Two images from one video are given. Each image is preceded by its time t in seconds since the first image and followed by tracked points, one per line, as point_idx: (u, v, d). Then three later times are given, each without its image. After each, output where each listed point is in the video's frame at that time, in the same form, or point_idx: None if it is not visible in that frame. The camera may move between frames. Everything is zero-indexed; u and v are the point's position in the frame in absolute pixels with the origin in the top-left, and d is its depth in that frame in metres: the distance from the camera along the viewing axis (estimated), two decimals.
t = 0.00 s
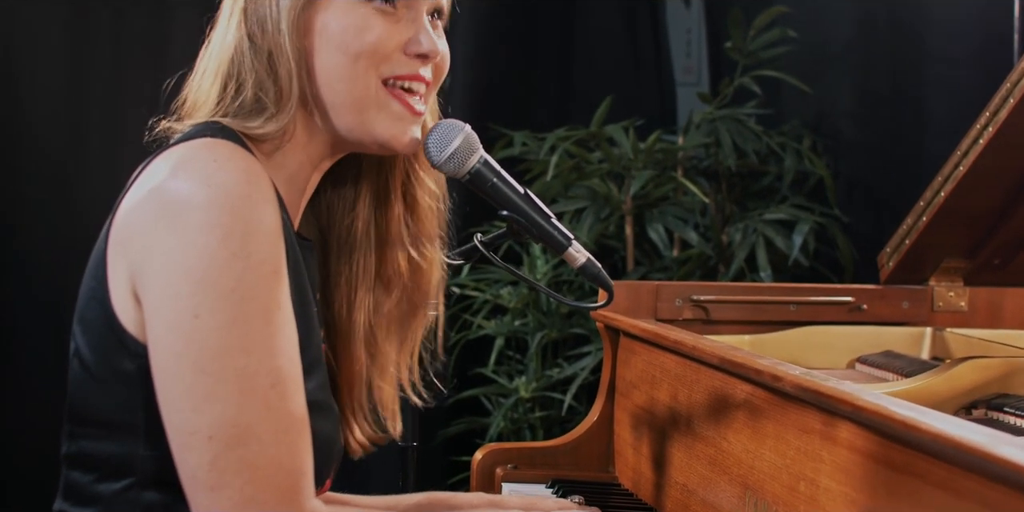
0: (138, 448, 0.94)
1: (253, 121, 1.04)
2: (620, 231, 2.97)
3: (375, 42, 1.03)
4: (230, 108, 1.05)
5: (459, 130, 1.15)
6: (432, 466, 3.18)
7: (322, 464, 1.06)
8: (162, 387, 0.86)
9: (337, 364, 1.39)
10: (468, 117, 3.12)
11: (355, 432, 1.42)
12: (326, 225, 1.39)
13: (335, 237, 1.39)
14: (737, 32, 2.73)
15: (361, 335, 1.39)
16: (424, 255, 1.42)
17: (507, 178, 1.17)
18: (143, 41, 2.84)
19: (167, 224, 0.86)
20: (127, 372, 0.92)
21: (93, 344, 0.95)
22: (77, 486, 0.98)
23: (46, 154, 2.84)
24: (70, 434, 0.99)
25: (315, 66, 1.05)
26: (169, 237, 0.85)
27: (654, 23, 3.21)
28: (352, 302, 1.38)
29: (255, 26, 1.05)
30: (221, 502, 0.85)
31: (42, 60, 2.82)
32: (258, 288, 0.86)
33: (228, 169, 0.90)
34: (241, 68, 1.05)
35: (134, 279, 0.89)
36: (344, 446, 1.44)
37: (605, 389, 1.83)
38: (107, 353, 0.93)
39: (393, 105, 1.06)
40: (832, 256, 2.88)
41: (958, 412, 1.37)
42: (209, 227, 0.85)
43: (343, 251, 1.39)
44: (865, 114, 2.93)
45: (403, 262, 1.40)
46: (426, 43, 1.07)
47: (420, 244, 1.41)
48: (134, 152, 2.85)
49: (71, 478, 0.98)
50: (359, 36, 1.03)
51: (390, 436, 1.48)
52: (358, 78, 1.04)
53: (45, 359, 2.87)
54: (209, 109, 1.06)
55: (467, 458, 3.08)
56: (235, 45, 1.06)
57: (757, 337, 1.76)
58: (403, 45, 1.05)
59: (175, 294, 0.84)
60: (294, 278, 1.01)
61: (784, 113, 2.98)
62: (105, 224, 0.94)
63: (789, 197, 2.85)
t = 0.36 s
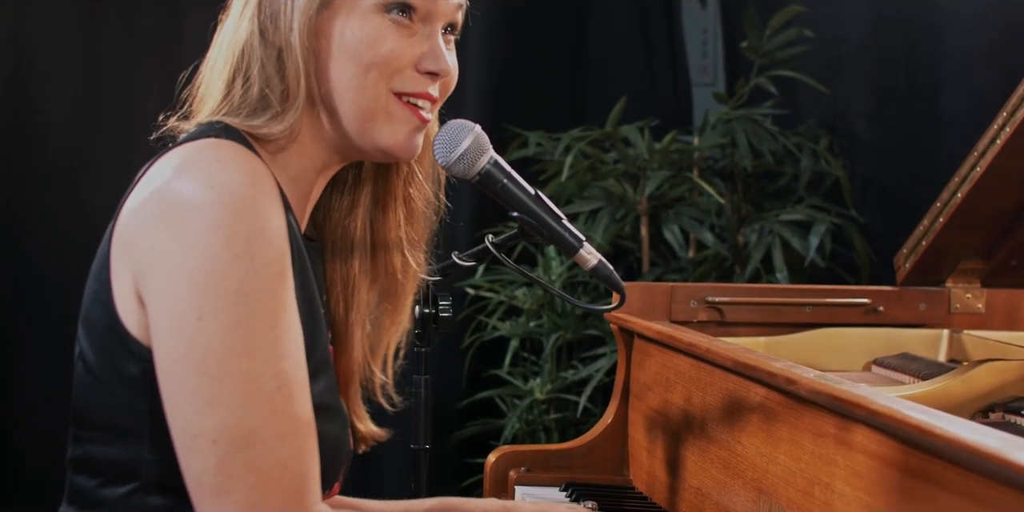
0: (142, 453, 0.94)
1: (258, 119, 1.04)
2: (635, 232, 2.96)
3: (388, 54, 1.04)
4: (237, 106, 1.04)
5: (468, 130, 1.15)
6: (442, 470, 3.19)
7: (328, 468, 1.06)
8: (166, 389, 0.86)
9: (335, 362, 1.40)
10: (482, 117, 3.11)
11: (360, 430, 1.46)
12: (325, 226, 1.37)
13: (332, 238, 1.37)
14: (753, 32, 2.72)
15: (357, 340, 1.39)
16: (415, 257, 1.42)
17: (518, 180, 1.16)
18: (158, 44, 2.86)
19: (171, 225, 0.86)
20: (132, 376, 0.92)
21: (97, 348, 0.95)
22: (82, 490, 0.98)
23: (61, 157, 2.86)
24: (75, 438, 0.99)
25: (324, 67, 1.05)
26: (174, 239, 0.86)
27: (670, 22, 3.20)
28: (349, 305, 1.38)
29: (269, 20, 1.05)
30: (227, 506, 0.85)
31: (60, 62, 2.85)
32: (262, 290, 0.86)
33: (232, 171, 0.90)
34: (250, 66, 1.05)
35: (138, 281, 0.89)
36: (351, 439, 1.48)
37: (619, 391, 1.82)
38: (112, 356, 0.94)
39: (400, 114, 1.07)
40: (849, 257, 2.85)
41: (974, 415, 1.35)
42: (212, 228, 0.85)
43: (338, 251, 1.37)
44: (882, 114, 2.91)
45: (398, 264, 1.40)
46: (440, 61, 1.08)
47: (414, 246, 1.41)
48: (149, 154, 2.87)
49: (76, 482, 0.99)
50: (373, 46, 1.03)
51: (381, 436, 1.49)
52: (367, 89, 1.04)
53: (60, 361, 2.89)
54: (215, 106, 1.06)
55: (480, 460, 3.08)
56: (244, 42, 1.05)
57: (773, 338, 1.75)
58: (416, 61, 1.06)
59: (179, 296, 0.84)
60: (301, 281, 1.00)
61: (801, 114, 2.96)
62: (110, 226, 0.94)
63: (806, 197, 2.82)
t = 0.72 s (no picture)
0: (163, 460, 0.95)
1: (281, 126, 1.04)
2: (656, 236, 2.95)
3: (411, 63, 1.05)
4: (259, 112, 1.05)
5: (489, 138, 1.15)
6: (460, 476, 3.18)
7: (350, 475, 1.06)
8: (184, 396, 0.86)
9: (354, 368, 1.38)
10: (503, 121, 3.11)
11: (379, 438, 1.41)
12: (344, 235, 1.38)
13: (355, 247, 1.38)
14: (775, 36, 2.71)
15: (376, 348, 1.37)
16: (441, 267, 1.44)
17: (538, 186, 1.16)
18: (182, 51, 2.89)
19: (191, 231, 0.87)
20: (152, 384, 0.93)
21: (117, 355, 0.96)
22: (103, 498, 0.99)
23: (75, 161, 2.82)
24: (95, 446, 1.00)
25: (346, 77, 1.06)
26: (193, 245, 0.86)
27: (690, 25, 3.19)
28: (370, 314, 1.37)
29: (293, 26, 1.05)
30: None
31: (82, 64, 2.82)
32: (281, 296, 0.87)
33: (251, 178, 0.91)
34: (275, 76, 1.06)
35: (157, 288, 0.90)
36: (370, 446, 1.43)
37: (641, 397, 1.82)
38: (132, 363, 0.94)
39: (415, 126, 1.07)
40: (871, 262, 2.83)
41: (996, 423, 1.36)
42: (232, 234, 0.86)
43: (359, 259, 1.38)
44: (905, 117, 2.87)
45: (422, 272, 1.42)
46: (462, 75, 1.09)
47: (438, 257, 1.43)
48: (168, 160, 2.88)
49: (97, 489, 0.99)
50: (399, 55, 1.04)
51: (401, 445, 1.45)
52: (387, 98, 1.05)
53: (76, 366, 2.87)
54: (237, 111, 1.07)
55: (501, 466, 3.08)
56: (269, 51, 1.06)
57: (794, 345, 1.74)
58: (438, 73, 1.07)
59: (198, 302, 0.85)
60: (321, 288, 1.01)
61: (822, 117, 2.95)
62: (129, 231, 0.95)
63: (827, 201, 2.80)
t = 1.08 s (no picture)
0: (161, 459, 0.96)
1: (276, 114, 1.05)
2: (667, 236, 2.95)
3: (411, 51, 1.04)
4: (256, 99, 1.07)
5: (492, 136, 1.15)
6: (469, 474, 3.20)
7: (352, 470, 1.08)
8: (181, 395, 0.88)
9: (362, 375, 1.39)
10: (514, 120, 3.11)
11: (390, 441, 1.44)
12: (344, 235, 1.39)
13: (357, 246, 1.39)
14: (784, 35, 2.71)
15: (380, 350, 1.38)
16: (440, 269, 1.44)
17: (541, 184, 1.17)
18: (195, 54, 2.92)
19: (185, 231, 0.88)
20: (147, 383, 0.95)
21: (114, 354, 0.98)
22: (106, 496, 1.01)
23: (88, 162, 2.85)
24: (98, 446, 1.02)
25: (343, 62, 1.05)
26: (188, 244, 0.88)
27: (701, 25, 3.19)
28: (373, 314, 1.38)
29: (294, 11, 1.05)
30: None
31: (95, 66, 2.84)
32: (276, 295, 0.88)
33: (245, 178, 0.93)
34: (272, 61, 1.06)
35: (152, 288, 0.92)
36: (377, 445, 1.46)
37: (648, 395, 1.82)
38: (129, 362, 0.96)
39: (411, 113, 1.07)
40: (881, 262, 2.81)
41: (1002, 421, 1.37)
42: (226, 233, 0.87)
43: (360, 260, 1.40)
44: (917, 117, 2.86)
45: (423, 274, 1.43)
46: (460, 67, 1.10)
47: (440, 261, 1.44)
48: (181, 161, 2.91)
49: (100, 488, 1.02)
50: (398, 41, 1.04)
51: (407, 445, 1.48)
52: (385, 84, 1.04)
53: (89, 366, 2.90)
54: (236, 100, 1.09)
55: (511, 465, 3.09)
56: (269, 38, 1.06)
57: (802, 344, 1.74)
58: (438, 63, 1.07)
59: (193, 302, 0.86)
60: (320, 286, 1.03)
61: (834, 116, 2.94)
62: (126, 233, 0.97)
63: (838, 201, 2.79)
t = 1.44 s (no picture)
0: (170, 460, 1.01)
1: (296, 124, 1.08)
2: (683, 239, 2.96)
3: (443, 85, 1.11)
4: (278, 110, 1.09)
5: (502, 141, 1.17)
6: (481, 476, 3.22)
7: (365, 469, 1.10)
8: (186, 395, 0.93)
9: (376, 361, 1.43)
10: (531, 123, 3.12)
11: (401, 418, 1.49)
12: (350, 226, 1.42)
13: (363, 239, 1.42)
14: (800, 39, 2.71)
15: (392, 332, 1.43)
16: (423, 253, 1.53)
17: (551, 188, 1.19)
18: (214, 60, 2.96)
19: (193, 236, 0.94)
20: (154, 384, 0.99)
21: (123, 356, 1.02)
22: (116, 497, 1.04)
23: (105, 163, 2.84)
24: (108, 448, 1.05)
25: (375, 89, 1.10)
26: (195, 249, 0.93)
27: (717, 28, 3.19)
28: (381, 302, 1.43)
29: (327, 29, 1.08)
30: None
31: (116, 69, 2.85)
32: (279, 299, 0.93)
33: (251, 183, 0.97)
34: (290, 71, 1.09)
35: (160, 289, 0.97)
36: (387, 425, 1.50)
37: (661, 398, 1.84)
38: (137, 366, 1.00)
39: (434, 137, 1.13)
40: (896, 265, 2.81)
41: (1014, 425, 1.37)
42: (233, 238, 0.92)
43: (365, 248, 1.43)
44: (933, 120, 2.85)
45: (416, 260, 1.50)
46: (481, 96, 1.17)
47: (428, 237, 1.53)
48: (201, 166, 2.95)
49: (111, 489, 1.05)
50: (432, 74, 1.10)
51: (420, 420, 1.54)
52: (415, 112, 1.11)
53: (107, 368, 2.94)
54: (256, 107, 1.10)
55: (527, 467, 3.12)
56: (287, 47, 1.09)
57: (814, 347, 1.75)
58: (461, 94, 1.14)
59: (199, 305, 0.91)
60: (331, 288, 1.08)
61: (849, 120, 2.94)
62: (135, 235, 1.02)
63: (853, 204, 2.79)
